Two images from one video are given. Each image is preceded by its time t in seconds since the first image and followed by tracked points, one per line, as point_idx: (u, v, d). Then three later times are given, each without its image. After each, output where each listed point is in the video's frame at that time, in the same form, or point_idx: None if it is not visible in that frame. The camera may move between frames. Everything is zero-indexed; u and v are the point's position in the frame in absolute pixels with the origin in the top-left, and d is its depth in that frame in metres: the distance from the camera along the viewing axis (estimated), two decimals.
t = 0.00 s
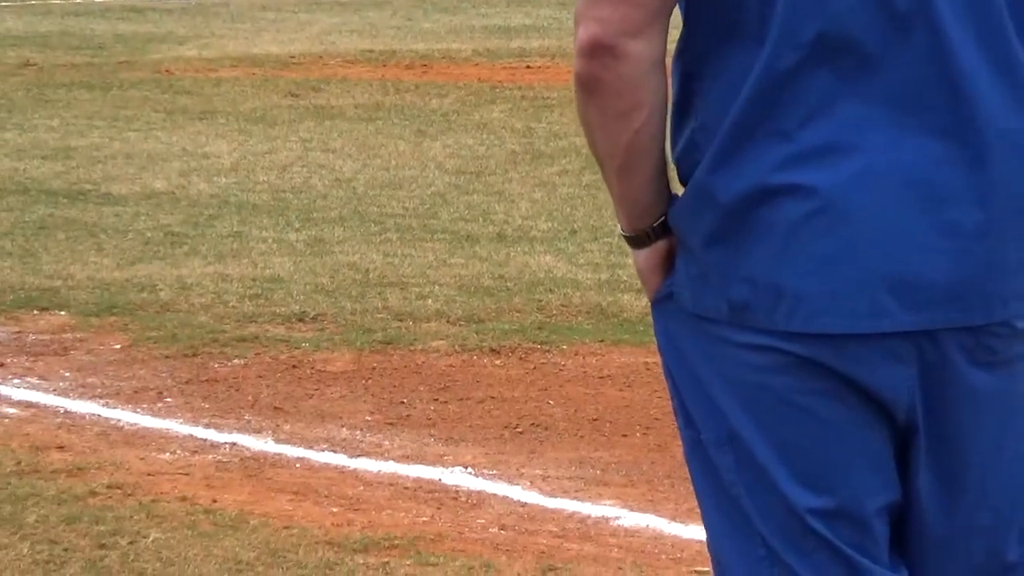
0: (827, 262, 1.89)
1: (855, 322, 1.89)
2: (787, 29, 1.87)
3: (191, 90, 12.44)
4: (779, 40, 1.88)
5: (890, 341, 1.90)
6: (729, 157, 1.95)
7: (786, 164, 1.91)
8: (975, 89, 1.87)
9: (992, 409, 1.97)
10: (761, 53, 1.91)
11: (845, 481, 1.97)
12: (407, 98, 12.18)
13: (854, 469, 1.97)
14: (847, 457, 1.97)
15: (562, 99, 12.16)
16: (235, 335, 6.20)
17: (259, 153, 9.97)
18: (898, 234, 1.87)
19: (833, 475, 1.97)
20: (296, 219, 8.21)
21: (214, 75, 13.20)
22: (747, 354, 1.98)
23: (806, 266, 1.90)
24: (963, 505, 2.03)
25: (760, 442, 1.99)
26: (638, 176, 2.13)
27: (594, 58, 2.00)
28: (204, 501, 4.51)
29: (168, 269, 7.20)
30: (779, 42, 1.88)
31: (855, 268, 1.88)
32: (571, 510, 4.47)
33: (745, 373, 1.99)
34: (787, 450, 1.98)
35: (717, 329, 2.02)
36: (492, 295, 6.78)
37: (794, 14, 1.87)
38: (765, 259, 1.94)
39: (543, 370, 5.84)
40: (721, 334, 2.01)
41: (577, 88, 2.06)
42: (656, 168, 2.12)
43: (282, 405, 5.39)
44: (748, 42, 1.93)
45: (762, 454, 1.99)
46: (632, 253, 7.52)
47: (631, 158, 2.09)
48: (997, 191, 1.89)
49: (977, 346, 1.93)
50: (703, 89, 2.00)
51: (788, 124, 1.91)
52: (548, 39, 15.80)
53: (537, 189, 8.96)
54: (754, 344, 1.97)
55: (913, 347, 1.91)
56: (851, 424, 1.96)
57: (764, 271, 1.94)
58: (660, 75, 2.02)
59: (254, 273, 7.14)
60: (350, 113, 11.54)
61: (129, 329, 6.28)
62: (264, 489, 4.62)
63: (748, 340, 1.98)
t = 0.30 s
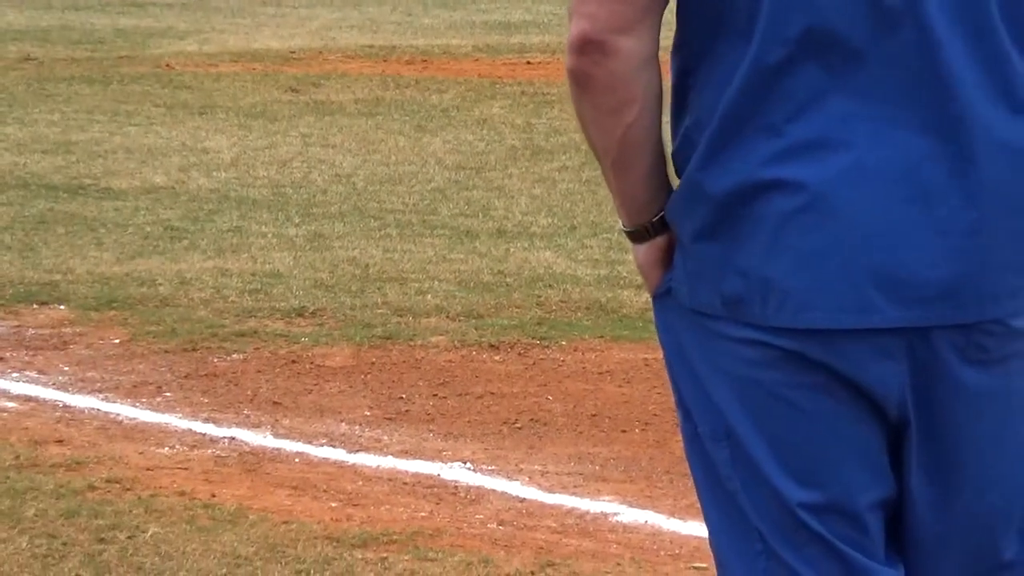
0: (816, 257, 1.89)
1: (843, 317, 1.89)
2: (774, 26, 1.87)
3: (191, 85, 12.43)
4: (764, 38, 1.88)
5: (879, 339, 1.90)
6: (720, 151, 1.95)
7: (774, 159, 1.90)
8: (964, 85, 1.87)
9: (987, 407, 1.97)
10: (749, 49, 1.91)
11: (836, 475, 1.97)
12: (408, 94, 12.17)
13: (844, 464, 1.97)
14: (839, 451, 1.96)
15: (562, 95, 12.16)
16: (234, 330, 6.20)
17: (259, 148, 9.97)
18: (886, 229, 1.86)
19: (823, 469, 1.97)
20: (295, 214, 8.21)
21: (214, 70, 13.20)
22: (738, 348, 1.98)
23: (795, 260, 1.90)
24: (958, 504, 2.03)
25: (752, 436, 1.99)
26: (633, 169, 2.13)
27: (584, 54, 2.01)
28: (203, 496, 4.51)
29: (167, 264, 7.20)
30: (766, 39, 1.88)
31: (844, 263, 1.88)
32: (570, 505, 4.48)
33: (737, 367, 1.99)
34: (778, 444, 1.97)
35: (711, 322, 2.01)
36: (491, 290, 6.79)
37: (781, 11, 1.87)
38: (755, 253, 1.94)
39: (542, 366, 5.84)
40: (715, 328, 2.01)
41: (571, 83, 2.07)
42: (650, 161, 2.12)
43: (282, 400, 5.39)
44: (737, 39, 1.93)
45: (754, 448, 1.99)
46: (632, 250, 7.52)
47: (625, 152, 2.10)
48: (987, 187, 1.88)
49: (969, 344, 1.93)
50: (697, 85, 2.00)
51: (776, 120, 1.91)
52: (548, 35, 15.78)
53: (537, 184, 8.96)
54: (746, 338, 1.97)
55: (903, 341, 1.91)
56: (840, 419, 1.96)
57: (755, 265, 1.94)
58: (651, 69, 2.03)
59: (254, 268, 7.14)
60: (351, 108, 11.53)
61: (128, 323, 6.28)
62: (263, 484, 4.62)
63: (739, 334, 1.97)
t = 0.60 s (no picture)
0: (813, 255, 1.88)
1: (838, 314, 1.88)
2: (770, 23, 1.87)
3: (190, 81, 12.42)
4: (758, 37, 1.88)
5: (875, 338, 1.90)
6: (717, 147, 1.95)
7: (771, 157, 1.90)
8: (960, 86, 1.87)
9: (986, 407, 1.97)
10: (745, 46, 1.90)
11: (833, 474, 1.96)
12: (407, 90, 12.17)
13: (841, 462, 1.96)
14: (836, 449, 1.96)
15: (561, 92, 12.16)
16: (233, 326, 6.20)
17: (258, 144, 9.96)
18: (883, 227, 1.86)
19: (821, 466, 1.96)
20: (294, 210, 8.21)
21: (213, 66, 13.19)
22: (737, 345, 1.98)
23: (791, 257, 1.90)
24: (955, 501, 2.03)
25: (750, 432, 1.98)
26: (635, 165, 2.13)
27: (585, 52, 2.01)
28: (201, 492, 4.51)
29: (166, 260, 7.20)
30: (761, 37, 1.88)
31: (840, 260, 1.88)
32: (568, 502, 4.48)
33: (736, 362, 1.98)
34: (777, 441, 1.97)
35: (710, 319, 2.01)
36: (490, 287, 6.79)
37: (777, 10, 1.87)
38: (753, 250, 1.93)
39: (541, 363, 5.84)
40: (714, 325, 2.00)
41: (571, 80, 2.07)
42: (653, 158, 2.12)
43: (280, 396, 5.39)
44: (734, 35, 1.92)
45: (751, 444, 1.99)
46: (630, 247, 7.53)
47: (627, 149, 2.10)
48: (983, 186, 1.88)
49: (966, 344, 1.92)
50: (697, 82, 2.00)
51: (773, 117, 1.90)
52: (547, 32, 15.77)
53: (536, 181, 8.96)
54: (744, 334, 1.96)
55: (899, 340, 1.91)
56: (838, 416, 1.95)
57: (753, 262, 1.93)
58: (651, 66, 2.03)
59: (252, 264, 7.14)
60: (350, 105, 11.53)
61: (127, 319, 6.28)
62: (261, 480, 4.62)
63: (738, 330, 1.97)
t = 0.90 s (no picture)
0: (835, 245, 1.86)
1: (859, 305, 1.85)
2: (791, 17, 1.84)
3: (188, 78, 12.42)
4: (779, 32, 1.86)
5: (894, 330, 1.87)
6: (740, 140, 1.92)
7: (793, 149, 1.87)
8: (979, 77, 1.85)
9: (1002, 399, 1.93)
10: (766, 40, 1.88)
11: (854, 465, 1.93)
12: (406, 87, 12.16)
13: (861, 454, 1.93)
14: (855, 441, 1.92)
15: (560, 90, 12.17)
16: (230, 322, 6.20)
17: (257, 141, 9.95)
18: (905, 218, 1.83)
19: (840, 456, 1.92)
20: (292, 207, 8.21)
21: (211, 62, 13.17)
22: (757, 334, 1.94)
23: (813, 249, 1.87)
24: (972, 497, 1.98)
25: (766, 422, 1.94)
26: (655, 161, 2.11)
27: (603, 45, 2.00)
28: (199, 488, 4.51)
29: (164, 256, 7.20)
30: (782, 32, 1.85)
31: (862, 251, 1.85)
32: (566, 500, 4.48)
33: (755, 355, 1.94)
34: (797, 432, 1.93)
35: (730, 309, 1.97)
36: (489, 284, 6.79)
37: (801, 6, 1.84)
38: (775, 241, 1.91)
39: (538, 360, 5.84)
40: (733, 317, 1.97)
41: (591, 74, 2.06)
42: (673, 153, 2.10)
43: (278, 393, 5.39)
44: (755, 31, 1.90)
45: (769, 434, 1.94)
46: (628, 244, 7.53)
47: (647, 143, 2.08)
48: (1004, 178, 1.85)
49: (983, 332, 1.89)
50: (716, 77, 1.97)
51: (795, 110, 1.88)
52: (546, 29, 15.76)
53: (534, 179, 8.97)
54: (763, 327, 1.93)
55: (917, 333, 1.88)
56: (857, 409, 1.91)
57: (774, 253, 1.90)
58: (670, 59, 2.01)
59: (251, 260, 7.14)
60: (348, 102, 11.52)
61: (125, 315, 6.28)
62: (259, 477, 4.62)
63: (758, 321, 1.93)
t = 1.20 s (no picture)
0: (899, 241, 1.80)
1: (922, 303, 1.79)
2: (864, 15, 1.79)
3: (191, 76, 12.42)
4: (851, 33, 1.80)
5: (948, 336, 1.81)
6: (803, 135, 1.86)
7: (858, 144, 1.81)
8: None
9: None
10: (838, 39, 1.82)
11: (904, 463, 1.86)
12: (408, 86, 12.15)
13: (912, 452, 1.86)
14: (907, 437, 1.85)
15: (563, 88, 12.17)
16: (233, 321, 6.20)
17: (259, 139, 9.95)
18: (972, 214, 1.77)
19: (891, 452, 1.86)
20: (295, 205, 8.21)
21: (214, 61, 13.17)
22: (809, 324, 1.88)
23: (876, 245, 1.81)
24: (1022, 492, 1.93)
25: (817, 415, 1.88)
26: (722, 154, 2.02)
27: (679, 37, 1.91)
28: (202, 487, 4.51)
29: (167, 255, 7.19)
30: (856, 30, 1.80)
31: (928, 248, 1.79)
32: (569, 499, 4.48)
33: (809, 351, 1.88)
34: (848, 425, 1.86)
35: (784, 302, 1.91)
36: (492, 283, 6.78)
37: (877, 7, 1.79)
38: (835, 236, 1.85)
39: (541, 358, 5.84)
40: (786, 309, 1.90)
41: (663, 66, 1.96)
42: (742, 147, 2.02)
43: (281, 392, 5.39)
44: (827, 29, 1.84)
45: (818, 428, 1.88)
46: (631, 242, 7.53)
47: (717, 138, 2.00)
48: None
49: None
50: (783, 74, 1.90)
51: (861, 107, 1.82)
52: (549, 28, 15.76)
53: (537, 177, 8.96)
54: (822, 323, 1.86)
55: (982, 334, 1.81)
56: (916, 407, 1.85)
57: (835, 249, 1.84)
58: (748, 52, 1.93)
59: (253, 259, 7.13)
60: (350, 100, 11.52)
61: (128, 314, 6.28)
62: (262, 475, 4.62)
63: (814, 314, 1.87)
